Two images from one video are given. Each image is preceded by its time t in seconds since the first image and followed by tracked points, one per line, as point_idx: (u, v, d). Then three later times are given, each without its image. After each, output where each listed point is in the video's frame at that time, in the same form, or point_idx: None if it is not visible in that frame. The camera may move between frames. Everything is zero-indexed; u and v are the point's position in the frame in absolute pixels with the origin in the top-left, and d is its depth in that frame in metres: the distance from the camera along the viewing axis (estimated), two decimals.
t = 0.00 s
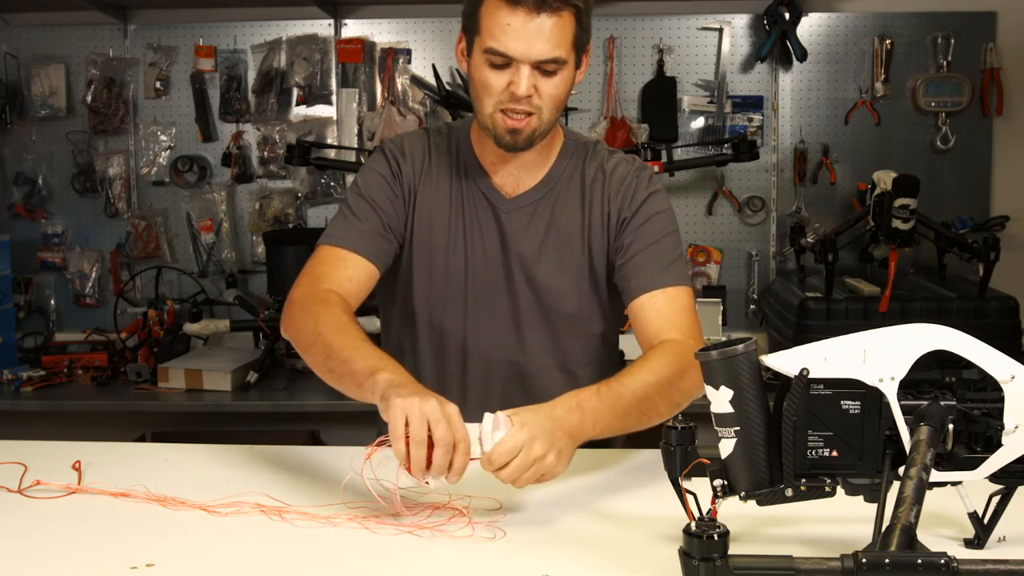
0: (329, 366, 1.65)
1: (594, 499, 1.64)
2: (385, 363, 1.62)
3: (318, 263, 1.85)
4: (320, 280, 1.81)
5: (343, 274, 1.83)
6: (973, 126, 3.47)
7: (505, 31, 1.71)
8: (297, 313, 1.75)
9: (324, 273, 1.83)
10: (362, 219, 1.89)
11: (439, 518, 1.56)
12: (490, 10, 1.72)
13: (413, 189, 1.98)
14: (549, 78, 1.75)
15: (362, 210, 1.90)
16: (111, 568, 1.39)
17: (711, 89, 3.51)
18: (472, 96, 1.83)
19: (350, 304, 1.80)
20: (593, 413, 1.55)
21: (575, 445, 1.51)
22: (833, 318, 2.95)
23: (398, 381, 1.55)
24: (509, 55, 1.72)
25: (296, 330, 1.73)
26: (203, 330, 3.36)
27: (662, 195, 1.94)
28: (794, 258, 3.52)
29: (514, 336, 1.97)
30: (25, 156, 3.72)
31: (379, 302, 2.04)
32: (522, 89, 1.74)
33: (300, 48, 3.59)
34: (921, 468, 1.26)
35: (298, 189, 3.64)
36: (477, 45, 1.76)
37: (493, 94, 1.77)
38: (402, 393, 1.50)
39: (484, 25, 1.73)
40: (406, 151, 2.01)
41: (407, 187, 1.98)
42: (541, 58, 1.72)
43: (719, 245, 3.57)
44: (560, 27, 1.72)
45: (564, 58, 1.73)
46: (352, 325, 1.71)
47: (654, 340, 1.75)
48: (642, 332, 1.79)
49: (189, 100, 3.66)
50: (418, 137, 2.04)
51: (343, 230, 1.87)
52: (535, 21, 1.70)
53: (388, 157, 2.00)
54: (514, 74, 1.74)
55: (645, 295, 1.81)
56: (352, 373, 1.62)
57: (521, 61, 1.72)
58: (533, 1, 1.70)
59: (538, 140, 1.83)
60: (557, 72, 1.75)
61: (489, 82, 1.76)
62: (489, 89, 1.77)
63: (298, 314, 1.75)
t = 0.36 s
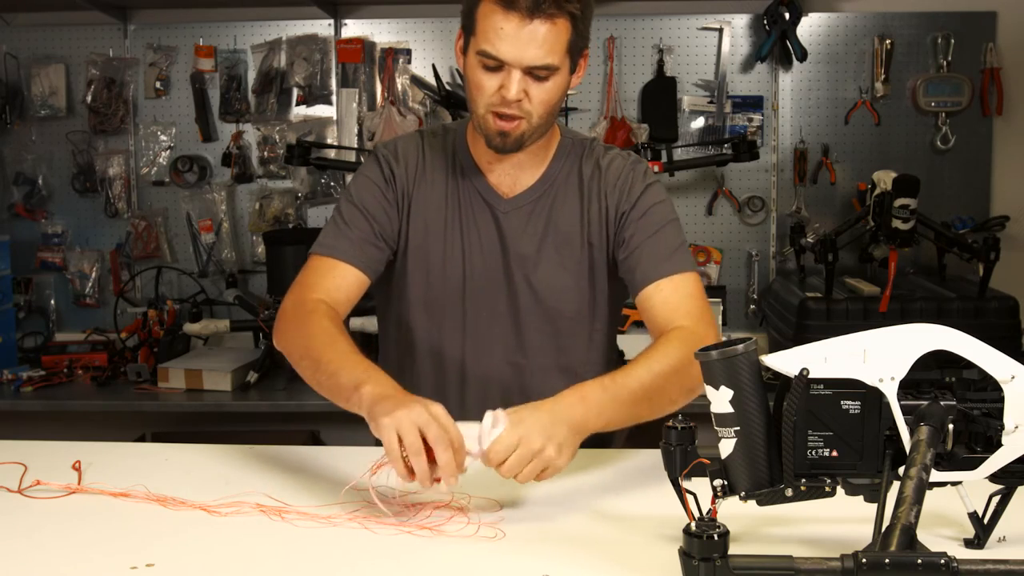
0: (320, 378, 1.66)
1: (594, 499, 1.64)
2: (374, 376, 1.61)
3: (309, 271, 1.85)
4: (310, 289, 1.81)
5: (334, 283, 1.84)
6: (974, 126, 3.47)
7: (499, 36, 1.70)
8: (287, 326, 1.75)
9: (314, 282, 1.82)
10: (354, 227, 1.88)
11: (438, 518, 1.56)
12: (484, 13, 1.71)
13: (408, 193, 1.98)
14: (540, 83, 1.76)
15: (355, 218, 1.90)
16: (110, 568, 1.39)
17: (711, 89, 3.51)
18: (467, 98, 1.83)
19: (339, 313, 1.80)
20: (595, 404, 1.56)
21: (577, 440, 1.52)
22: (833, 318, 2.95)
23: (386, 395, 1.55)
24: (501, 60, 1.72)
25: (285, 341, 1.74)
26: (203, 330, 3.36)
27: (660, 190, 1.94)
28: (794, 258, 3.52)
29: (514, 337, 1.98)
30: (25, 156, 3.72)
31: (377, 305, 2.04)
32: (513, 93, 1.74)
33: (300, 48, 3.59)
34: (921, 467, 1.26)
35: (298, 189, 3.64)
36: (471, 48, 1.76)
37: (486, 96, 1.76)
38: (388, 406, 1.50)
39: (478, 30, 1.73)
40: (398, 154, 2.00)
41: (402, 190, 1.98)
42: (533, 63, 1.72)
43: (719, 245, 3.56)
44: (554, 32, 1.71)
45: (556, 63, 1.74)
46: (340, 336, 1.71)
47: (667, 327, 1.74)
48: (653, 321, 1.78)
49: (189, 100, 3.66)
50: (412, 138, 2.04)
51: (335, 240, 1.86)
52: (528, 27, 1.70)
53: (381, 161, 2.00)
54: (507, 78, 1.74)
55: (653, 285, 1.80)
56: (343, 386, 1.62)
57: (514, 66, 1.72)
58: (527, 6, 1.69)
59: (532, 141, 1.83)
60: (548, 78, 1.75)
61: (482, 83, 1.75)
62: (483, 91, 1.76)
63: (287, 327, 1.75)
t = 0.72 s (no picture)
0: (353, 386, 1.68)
1: (594, 499, 1.64)
2: (404, 378, 1.62)
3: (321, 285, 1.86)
4: (325, 306, 1.82)
5: (348, 293, 1.84)
6: (974, 125, 3.47)
7: (498, 42, 1.71)
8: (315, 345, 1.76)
9: (329, 298, 1.83)
10: (354, 235, 1.89)
11: (437, 518, 1.55)
12: (482, 20, 1.72)
13: (406, 195, 1.98)
14: (541, 86, 1.75)
15: (354, 226, 1.90)
16: (110, 568, 1.39)
17: (711, 89, 3.50)
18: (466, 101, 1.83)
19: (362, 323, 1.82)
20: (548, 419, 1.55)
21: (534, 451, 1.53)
22: (833, 318, 2.95)
23: (417, 397, 1.55)
24: (501, 65, 1.72)
25: (317, 362, 1.76)
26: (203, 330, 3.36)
27: (656, 196, 1.94)
28: (794, 258, 3.52)
29: (512, 338, 1.98)
30: (25, 156, 3.72)
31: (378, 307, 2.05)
32: (514, 97, 1.74)
33: (300, 48, 3.59)
34: (921, 467, 1.26)
35: (298, 189, 3.63)
36: (470, 53, 1.76)
37: (487, 101, 1.76)
38: (414, 411, 1.51)
39: (476, 36, 1.73)
40: (396, 157, 2.00)
41: (400, 192, 1.98)
42: (533, 67, 1.72)
43: (719, 245, 3.57)
44: (552, 36, 1.71)
45: (557, 66, 1.74)
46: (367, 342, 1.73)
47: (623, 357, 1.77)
48: (615, 347, 1.80)
49: (189, 100, 3.66)
50: (409, 139, 2.04)
51: (336, 250, 1.87)
52: (526, 32, 1.70)
53: (378, 164, 2.00)
54: (507, 83, 1.74)
55: (624, 308, 1.81)
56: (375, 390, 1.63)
57: (514, 71, 1.72)
58: (524, 12, 1.70)
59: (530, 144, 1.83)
60: (549, 80, 1.75)
61: (482, 90, 1.76)
62: (483, 97, 1.76)
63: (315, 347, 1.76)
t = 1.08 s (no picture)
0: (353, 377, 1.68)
1: (594, 499, 1.64)
2: (406, 373, 1.62)
3: (319, 285, 1.86)
4: (322, 305, 1.82)
5: (344, 293, 1.84)
6: (974, 125, 3.47)
7: (497, 45, 1.71)
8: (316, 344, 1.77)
9: (324, 297, 1.83)
10: (351, 234, 1.89)
11: (438, 518, 1.55)
12: (480, 24, 1.72)
13: (403, 194, 1.98)
14: (540, 88, 1.75)
15: (351, 225, 1.90)
16: (110, 568, 1.39)
17: (711, 89, 3.50)
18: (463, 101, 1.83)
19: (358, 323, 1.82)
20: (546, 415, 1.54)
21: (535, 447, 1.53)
22: (833, 318, 2.95)
23: (420, 392, 1.55)
24: (499, 68, 1.72)
25: (314, 360, 1.75)
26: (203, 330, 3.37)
27: (653, 195, 1.95)
28: (794, 258, 3.52)
29: (510, 337, 1.98)
30: (25, 156, 3.72)
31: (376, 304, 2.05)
32: (513, 100, 1.74)
33: (300, 48, 3.59)
34: (921, 467, 1.26)
35: (298, 189, 3.63)
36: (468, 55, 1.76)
37: (486, 104, 1.77)
38: (416, 406, 1.51)
39: (474, 39, 1.73)
40: (392, 156, 2.00)
41: (397, 191, 1.98)
42: (532, 70, 1.72)
43: (719, 245, 3.57)
44: (551, 39, 1.71)
45: (555, 69, 1.74)
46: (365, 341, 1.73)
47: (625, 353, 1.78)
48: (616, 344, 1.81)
49: (189, 100, 3.66)
50: (406, 138, 2.04)
51: (333, 249, 1.87)
52: (525, 36, 1.70)
53: (374, 164, 2.00)
54: (505, 85, 1.74)
55: (625, 305, 1.82)
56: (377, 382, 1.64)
57: (512, 73, 1.72)
58: (523, 15, 1.69)
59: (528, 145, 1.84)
60: (547, 82, 1.75)
61: (480, 91, 1.76)
62: (482, 98, 1.76)
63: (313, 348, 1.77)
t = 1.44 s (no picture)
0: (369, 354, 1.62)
1: (595, 499, 1.64)
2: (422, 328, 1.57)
3: (323, 286, 1.83)
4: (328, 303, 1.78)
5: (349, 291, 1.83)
6: (974, 125, 3.47)
7: (521, 49, 1.70)
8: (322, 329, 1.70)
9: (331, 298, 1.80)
10: (360, 237, 1.87)
11: (438, 518, 1.55)
12: (502, 28, 1.71)
13: (409, 198, 1.97)
14: (562, 90, 1.75)
15: (360, 228, 1.88)
16: (111, 568, 1.39)
17: (711, 89, 3.50)
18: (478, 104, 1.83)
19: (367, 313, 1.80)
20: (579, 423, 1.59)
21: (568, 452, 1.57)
22: (833, 318, 2.95)
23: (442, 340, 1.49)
24: (523, 72, 1.72)
25: (321, 348, 1.69)
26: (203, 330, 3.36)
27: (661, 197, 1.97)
28: (795, 258, 3.52)
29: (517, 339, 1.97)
30: (25, 156, 3.72)
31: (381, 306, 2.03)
32: (537, 103, 1.74)
33: (300, 48, 3.59)
34: (921, 467, 1.26)
35: (298, 189, 3.64)
36: (487, 59, 1.75)
37: (508, 107, 1.76)
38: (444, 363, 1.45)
39: (496, 44, 1.72)
40: (398, 158, 1.99)
41: (404, 194, 1.97)
42: (557, 73, 1.71)
43: (719, 245, 3.57)
44: (574, 41, 1.71)
45: (577, 71, 1.74)
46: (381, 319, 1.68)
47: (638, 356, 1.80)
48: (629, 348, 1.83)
49: (189, 100, 3.66)
50: (411, 140, 2.02)
51: (343, 252, 1.85)
52: (551, 39, 1.69)
53: (380, 166, 1.98)
54: (528, 89, 1.74)
55: (635, 310, 1.85)
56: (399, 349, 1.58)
57: (536, 77, 1.72)
58: (547, 20, 1.69)
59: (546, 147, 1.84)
60: (569, 84, 1.75)
61: (500, 95, 1.76)
62: (501, 102, 1.76)
63: (318, 332, 1.71)
